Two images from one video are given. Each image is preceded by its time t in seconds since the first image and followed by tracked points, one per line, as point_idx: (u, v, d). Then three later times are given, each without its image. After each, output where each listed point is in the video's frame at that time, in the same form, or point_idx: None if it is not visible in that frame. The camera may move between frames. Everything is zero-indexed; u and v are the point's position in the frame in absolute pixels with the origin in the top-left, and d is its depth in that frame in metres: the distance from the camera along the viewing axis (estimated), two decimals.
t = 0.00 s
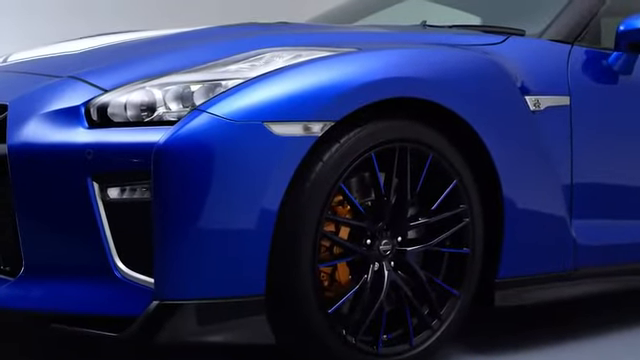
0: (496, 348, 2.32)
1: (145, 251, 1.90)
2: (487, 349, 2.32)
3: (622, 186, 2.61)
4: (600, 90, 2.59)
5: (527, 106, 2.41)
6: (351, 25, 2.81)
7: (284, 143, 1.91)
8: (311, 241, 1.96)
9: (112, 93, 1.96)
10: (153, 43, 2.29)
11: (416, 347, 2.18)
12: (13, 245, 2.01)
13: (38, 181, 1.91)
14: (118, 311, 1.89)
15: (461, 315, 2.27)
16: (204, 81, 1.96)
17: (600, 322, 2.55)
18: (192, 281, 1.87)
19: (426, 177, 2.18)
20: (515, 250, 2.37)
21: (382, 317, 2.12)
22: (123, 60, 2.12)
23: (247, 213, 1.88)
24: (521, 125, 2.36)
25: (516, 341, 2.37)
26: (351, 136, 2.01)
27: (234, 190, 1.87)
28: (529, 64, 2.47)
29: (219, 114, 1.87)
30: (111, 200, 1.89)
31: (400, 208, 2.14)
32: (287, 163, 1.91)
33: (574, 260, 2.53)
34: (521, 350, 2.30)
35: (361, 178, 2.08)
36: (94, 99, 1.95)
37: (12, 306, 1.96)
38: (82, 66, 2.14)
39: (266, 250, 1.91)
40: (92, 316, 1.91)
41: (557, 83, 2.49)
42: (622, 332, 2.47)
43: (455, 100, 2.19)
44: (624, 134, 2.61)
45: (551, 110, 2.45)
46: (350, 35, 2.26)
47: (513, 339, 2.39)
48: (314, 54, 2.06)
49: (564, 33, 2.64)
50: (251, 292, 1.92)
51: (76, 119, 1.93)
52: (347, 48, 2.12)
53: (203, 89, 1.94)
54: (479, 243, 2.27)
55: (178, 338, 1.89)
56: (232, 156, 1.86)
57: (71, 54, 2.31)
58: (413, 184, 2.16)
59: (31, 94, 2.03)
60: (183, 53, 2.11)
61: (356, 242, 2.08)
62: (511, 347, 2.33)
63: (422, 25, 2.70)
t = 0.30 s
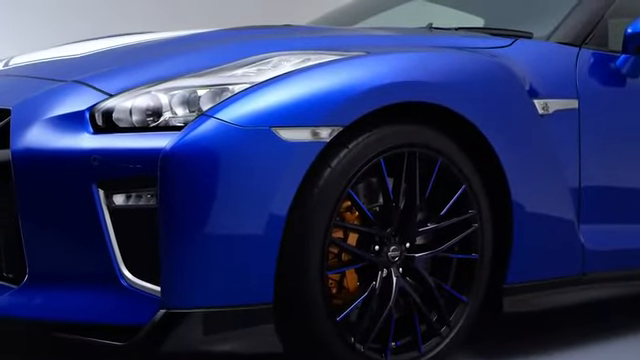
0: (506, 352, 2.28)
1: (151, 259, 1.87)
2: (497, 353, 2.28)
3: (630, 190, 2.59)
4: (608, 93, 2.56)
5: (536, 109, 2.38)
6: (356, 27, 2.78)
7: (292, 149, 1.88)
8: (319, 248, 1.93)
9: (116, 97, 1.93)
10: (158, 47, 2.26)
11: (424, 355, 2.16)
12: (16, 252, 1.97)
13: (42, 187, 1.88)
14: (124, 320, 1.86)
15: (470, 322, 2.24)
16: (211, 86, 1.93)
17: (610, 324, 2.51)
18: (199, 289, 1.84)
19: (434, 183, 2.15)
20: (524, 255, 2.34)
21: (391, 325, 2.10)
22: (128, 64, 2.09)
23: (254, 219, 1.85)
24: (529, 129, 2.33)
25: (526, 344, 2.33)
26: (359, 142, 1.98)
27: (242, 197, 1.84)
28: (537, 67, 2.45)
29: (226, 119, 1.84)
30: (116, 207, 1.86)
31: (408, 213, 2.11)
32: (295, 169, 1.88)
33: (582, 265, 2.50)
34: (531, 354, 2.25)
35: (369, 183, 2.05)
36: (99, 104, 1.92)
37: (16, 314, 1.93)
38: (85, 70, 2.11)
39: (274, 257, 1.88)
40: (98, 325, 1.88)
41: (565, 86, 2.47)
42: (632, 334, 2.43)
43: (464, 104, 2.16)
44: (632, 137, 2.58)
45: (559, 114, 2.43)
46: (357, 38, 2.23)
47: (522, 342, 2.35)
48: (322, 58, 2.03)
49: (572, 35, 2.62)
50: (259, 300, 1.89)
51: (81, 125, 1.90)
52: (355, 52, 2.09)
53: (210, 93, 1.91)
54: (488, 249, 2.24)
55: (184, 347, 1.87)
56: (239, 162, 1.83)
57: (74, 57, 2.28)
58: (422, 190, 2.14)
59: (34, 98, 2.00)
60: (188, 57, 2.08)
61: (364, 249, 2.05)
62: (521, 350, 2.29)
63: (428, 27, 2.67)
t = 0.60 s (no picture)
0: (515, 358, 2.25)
1: (158, 267, 1.84)
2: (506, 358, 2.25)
3: None
4: (617, 96, 2.54)
5: (545, 113, 2.35)
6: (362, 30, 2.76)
7: (301, 155, 1.85)
8: (328, 255, 1.90)
9: (122, 102, 1.90)
10: (163, 50, 2.23)
11: None
12: (20, 259, 1.94)
13: (47, 194, 1.85)
14: (131, 329, 1.83)
15: (479, 329, 2.22)
16: (218, 91, 1.90)
17: (619, 329, 2.49)
18: (206, 298, 1.81)
19: (444, 188, 2.13)
20: (534, 261, 2.31)
21: (400, 333, 2.08)
22: (133, 68, 2.06)
23: (263, 226, 1.82)
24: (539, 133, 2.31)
25: (535, 350, 2.30)
26: (369, 147, 1.96)
27: (250, 204, 1.81)
28: (545, 70, 2.42)
29: (233, 125, 1.81)
30: (123, 214, 1.83)
31: (417, 220, 2.08)
32: (304, 174, 1.86)
33: (591, 270, 2.47)
34: None
35: (377, 189, 2.03)
36: (104, 109, 1.89)
37: (20, 323, 1.89)
38: (90, 74, 2.08)
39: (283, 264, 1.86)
40: (105, 334, 1.85)
41: (574, 90, 2.45)
42: None
43: (474, 108, 2.13)
44: None
45: (568, 118, 2.40)
46: (365, 42, 2.20)
47: (532, 347, 2.33)
48: (331, 62, 2.00)
49: (580, 38, 2.59)
50: (267, 308, 1.86)
51: (86, 130, 1.87)
52: (364, 56, 2.07)
53: (218, 98, 1.88)
54: (497, 255, 2.22)
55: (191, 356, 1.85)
56: (247, 169, 1.81)
57: (78, 61, 2.25)
58: (431, 196, 2.11)
59: (38, 104, 1.97)
60: (194, 61, 2.05)
61: (373, 256, 2.03)
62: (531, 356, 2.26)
63: (435, 30, 2.64)
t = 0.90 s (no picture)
0: None
1: (166, 275, 1.82)
2: None
3: None
4: (626, 99, 2.52)
5: (555, 117, 2.32)
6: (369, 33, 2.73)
7: (310, 161, 1.83)
8: (338, 263, 1.87)
9: (129, 108, 1.87)
10: (169, 53, 2.21)
11: None
12: (25, 267, 1.92)
13: (53, 201, 1.83)
14: (138, 338, 1.81)
15: (489, 335, 2.20)
16: (226, 96, 1.87)
17: (628, 334, 2.46)
18: (215, 306, 1.78)
19: (454, 194, 2.10)
20: (543, 267, 2.28)
21: (410, 341, 2.06)
22: (139, 72, 2.03)
23: (271, 233, 1.79)
24: (549, 138, 2.28)
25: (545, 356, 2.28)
26: (378, 153, 1.93)
27: (259, 211, 1.78)
28: (554, 73, 2.39)
29: (242, 131, 1.79)
30: (130, 221, 1.80)
31: (427, 226, 2.06)
32: (314, 180, 1.83)
33: (599, 276, 2.45)
34: None
35: (386, 194, 1.99)
36: (111, 114, 1.87)
37: (26, 332, 1.87)
38: (95, 79, 2.05)
39: (292, 272, 1.83)
40: (111, 343, 1.83)
41: (583, 93, 2.42)
42: None
43: (484, 113, 2.11)
44: None
45: (577, 122, 2.38)
46: (373, 46, 2.18)
47: (541, 353, 2.30)
48: (340, 67, 1.98)
49: (588, 40, 2.57)
50: (275, 317, 1.84)
51: (93, 136, 1.84)
52: (372, 60, 2.04)
53: (226, 103, 1.86)
54: (507, 261, 2.19)
55: None
56: (256, 175, 1.78)
57: (82, 65, 2.22)
58: (441, 201, 2.09)
59: (43, 109, 1.94)
60: (201, 65, 2.03)
61: (382, 262, 2.00)
62: None
63: (442, 33, 2.62)
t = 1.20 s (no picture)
0: None
1: (175, 284, 1.80)
2: None
3: None
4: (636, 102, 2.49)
5: (565, 121, 2.29)
6: (376, 34, 2.71)
7: (321, 168, 1.80)
8: (348, 271, 1.85)
9: (136, 113, 1.85)
10: (176, 57, 2.18)
11: None
12: (32, 275, 1.90)
13: (59, 208, 1.80)
14: (147, 347, 1.79)
15: (499, 342, 2.17)
16: (235, 101, 1.85)
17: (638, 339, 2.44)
18: (224, 315, 1.76)
19: (464, 199, 2.08)
20: (553, 272, 2.26)
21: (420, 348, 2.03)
22: (145, 77, 2.01)
23: (281, 240, 1.77)
24: (560, 142, 2.25)
25: None
26: (389, 159, 1.91)
27: (269, 218, 1.76)
28: (564, 77, 2.37)
29: (251, 137, 1.76)
30: (138, 229, 1.78)
31: (437, 232, 2.04)
32: (324, 187, 1.81)
33: (609, 281, 2.42)
34: None
35: (396, 200, 1.97)
36: (118, 120, 1.84)
37: (34, 340, 1.86)
38: (102, 83, 2.03)
39: (302, 279, 1.81)
40: (119, 352, 1.81)
41: (593, 96, 2.39)
42: None
43: (495, 117, 2.08)
44: None
45: (588, 125, 2.35)
46: (382, 49, 2.15)
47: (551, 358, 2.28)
48: (350, 71, 1.95)
49: (598, 43, 2.54)
50: (284, 326, 1.82)
51: (100, 142, 1.82)
52: (382, 64, 2.01)
53: (235, 109, 1.83)
54: (517, 267, 2.17)
55: None
56: (266, 182, 1.76)
57: (87, 68, 2.19)
58: (451, 206, 2.07)
59: (49, 114, 1.92)
60: (209, 69, 2.00)
61: (392, 269, 1.98)
62: None
63: (450, 35, 2.59)
